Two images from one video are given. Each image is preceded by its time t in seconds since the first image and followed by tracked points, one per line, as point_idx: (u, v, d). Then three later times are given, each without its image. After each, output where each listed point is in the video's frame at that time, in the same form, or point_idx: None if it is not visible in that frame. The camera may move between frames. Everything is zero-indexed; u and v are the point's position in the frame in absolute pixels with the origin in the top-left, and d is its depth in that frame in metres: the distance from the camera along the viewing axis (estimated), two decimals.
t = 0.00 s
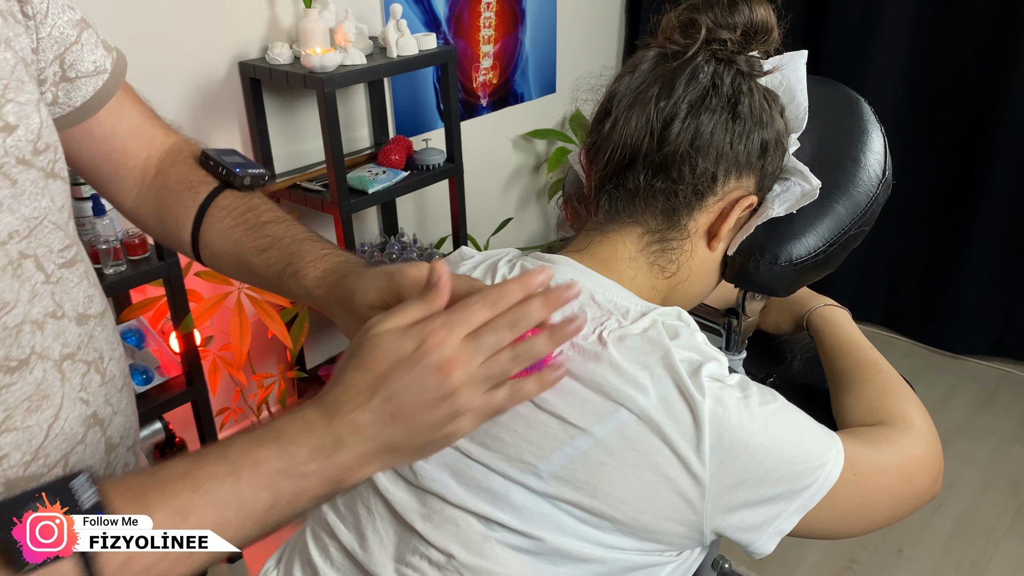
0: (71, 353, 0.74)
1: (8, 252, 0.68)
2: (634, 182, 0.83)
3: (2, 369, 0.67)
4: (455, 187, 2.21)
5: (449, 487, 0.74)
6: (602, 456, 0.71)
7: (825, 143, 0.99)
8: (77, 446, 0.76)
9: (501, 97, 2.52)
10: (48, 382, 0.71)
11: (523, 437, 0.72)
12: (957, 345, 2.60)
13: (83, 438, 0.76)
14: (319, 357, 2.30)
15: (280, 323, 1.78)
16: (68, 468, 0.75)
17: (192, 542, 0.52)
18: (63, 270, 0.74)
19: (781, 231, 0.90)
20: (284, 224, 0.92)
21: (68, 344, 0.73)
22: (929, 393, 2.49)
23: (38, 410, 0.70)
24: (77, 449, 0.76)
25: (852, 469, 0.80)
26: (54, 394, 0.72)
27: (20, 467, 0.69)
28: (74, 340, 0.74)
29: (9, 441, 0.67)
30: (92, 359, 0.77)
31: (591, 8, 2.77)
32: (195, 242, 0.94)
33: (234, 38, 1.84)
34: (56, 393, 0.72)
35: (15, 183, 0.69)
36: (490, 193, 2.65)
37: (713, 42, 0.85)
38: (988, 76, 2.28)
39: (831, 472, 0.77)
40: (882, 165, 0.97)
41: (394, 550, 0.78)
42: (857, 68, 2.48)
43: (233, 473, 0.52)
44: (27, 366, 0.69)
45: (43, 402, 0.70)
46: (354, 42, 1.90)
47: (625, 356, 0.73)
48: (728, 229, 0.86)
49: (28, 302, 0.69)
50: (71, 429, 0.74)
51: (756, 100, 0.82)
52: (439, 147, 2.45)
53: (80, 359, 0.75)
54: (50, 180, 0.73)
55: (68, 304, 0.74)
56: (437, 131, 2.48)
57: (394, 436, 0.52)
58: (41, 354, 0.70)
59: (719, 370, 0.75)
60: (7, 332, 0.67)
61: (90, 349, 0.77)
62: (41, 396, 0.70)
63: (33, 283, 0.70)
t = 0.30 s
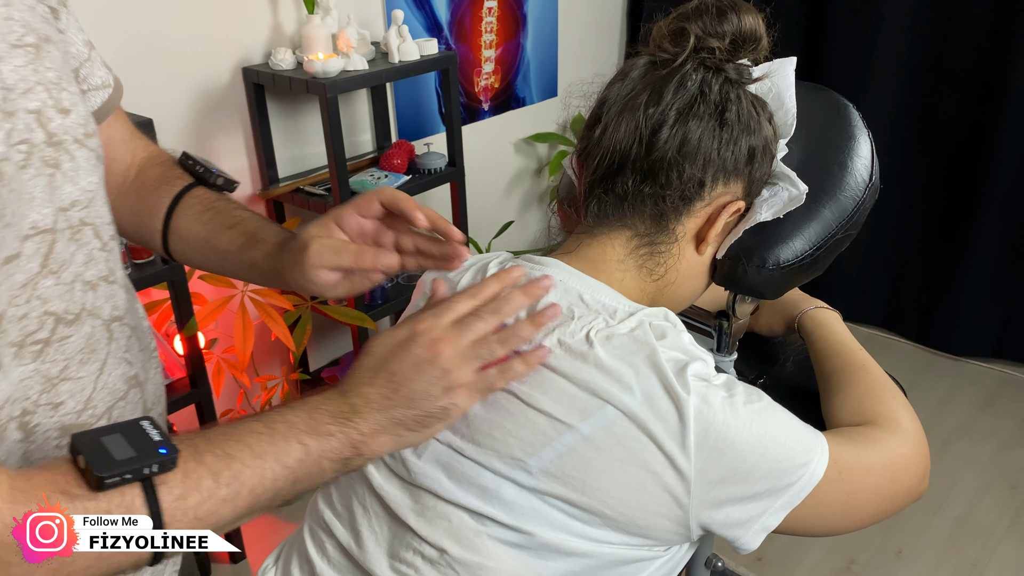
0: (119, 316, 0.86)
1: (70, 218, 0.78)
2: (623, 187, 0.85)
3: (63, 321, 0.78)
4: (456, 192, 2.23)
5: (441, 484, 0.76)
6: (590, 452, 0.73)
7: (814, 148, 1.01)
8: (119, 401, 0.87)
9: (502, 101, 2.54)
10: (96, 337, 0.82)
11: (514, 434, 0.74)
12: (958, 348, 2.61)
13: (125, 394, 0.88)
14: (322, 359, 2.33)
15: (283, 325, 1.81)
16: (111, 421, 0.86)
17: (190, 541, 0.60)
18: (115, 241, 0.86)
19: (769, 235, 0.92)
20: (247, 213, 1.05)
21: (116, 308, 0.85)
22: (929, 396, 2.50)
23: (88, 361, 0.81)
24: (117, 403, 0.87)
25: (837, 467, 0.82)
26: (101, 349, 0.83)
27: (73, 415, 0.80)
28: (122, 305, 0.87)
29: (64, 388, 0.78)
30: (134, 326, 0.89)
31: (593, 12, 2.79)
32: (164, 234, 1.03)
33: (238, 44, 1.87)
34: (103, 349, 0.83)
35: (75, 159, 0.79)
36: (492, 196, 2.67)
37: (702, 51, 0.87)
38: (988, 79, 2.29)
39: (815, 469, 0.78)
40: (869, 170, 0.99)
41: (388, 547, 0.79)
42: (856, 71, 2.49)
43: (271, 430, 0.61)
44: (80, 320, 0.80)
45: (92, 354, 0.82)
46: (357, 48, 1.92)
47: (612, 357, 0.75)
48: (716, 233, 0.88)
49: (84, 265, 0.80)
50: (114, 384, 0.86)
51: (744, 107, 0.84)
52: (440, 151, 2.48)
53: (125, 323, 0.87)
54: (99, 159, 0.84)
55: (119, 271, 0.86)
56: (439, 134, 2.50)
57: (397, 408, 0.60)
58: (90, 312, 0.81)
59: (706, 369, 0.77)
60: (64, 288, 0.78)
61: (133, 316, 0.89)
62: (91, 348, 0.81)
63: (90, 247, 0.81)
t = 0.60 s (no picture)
0: (162, 300, 0.91)
1: (130, 203, 0.85)
2: (613, 191, 0.87)
3: (110, 293, 0.82)
4: (456, 195, 2.24)
5: (435, 481, 0.77)
6: (581, 451, 0.74)
7: (802, 152, 1.02)
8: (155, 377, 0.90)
9: (503, 104, 2.56)
10: (139, 313, 0.86)
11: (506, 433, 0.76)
12: (957, 350, 2.61)
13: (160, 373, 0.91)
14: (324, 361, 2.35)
15: (284, 328, 1.82)
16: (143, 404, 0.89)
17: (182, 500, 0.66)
18: (165, 235, 0.93)
19: (757, 238, 0.94)
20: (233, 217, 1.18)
21: (159, 292, 0.91)
22: (928, 400, 2.50)
23: (129, 334, 0.85)
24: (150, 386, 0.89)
25: (824, 467, 0.83)
26: (142, 325, 0.87)
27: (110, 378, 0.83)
28: (167, 290, 0.92)
29: (103, 354, 0.81)
30: (176, 314, 0.95)
31: (594, 16, 2.81)
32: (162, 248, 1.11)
33: (240, 50, 1.89)
34: (144, 326, 0.87)
35: (140, 153, 0.87)
36: (493, 200, 2.69)
37: (690, 58, 0.88)
38: (987, 82, 2.30)
39: (803, 468, 0.80)
40: (856, 174, 1.00)
41: (381, 543, 0.81)
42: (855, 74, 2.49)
43: (249, 371, 0.66)
44: (126, 294, 0.84)
45: (133, 328, 0.85)
46: (357, 52, 1.94)
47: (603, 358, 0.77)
48: (705, 237, 0.90)
49: (138, 246, 0.86)
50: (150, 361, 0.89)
51: (732, 113, 0.85)
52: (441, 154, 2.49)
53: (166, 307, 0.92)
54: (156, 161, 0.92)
55: (164, 260, 0.93)
56: (439, 138, 2.52)
57: (370, 369, 0.65)
58: (136, 291, 0.86)
59: (694, 370, 0.79)
60: (114, 262, 0.82)
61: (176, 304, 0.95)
62: (132, 322, 0.85)
63: (145, 232, 0.87)
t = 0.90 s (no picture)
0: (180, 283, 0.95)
1: (160, 186, 0.91)
2: (597, 197, 0.89)
3: (128, 263, 0.87)
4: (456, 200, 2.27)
5: (419, 477, 0.79)
6: (561, 448, 0.76)
7: (783, 158, 1.04)
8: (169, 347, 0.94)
9: (503, 110, 2.59)
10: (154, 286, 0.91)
11: (488, 431, 0.78)
12: (955, 354, 2.62)
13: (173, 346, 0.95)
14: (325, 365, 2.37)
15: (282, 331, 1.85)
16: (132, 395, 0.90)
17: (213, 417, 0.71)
18: (192, 224, 0.98)
19: (738, 241, 0.95)
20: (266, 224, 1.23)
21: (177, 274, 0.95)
22: (925, 404, 2.51)
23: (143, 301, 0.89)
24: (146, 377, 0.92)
25: (803, 465, 0.85)
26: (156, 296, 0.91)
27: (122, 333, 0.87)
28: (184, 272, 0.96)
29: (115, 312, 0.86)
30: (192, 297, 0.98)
31: (593, 21, 2.83)
32: (223, 252, 1.21)
33: (242, 56, 1.92)
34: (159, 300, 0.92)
35: (176, 147, 0.93)
36: (493, 205, 2.71)
37: (671, 66, 0.91)
38: (983, 85, 2.32)
39: (781, 465, 0.81)
40: (836, 179, 1.02)
41: (367, 538, 0.83)
42: (851, 78, 2.50)
43: (335, 291, 0.72)
44: (143, 266, 0.89)
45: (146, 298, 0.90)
46: (356, 59, 1.97)
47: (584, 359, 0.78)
48: (686, 241, 0.92)
49: (161, 228, 0.91)
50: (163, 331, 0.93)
51: (712, 119, 0.87)
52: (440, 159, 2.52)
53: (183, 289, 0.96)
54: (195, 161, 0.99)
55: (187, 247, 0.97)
56: (439, 143, 2.54)
57: (466, 313, 0.70)
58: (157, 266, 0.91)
59: (674, 370, 0.80)
60: (137, 236, 0.88)
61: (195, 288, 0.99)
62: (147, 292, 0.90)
63: (169, 216, 0.92)
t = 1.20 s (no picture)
0: (189, 270, 0.98)
1: (178, 179, 0.95)
2: (578, 201, 0.91)
3: (138, 246, 0.90)
4: (455, 203, 2.30)
5: (401, 472, 0.82)
6: (539, 444, 0.79)
7: (764, 162, 1.06)
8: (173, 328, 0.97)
9: (503, 114, 2.62)
10: (161, 270, 0.93)
11: (469, 427, 0.80)
12: (953, 357, 2.63)
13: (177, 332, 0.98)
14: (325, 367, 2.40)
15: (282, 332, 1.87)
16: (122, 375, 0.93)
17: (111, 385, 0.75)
18: (206, 218, 1.00)
19: (718, 244, 0.98)
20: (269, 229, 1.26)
21: (187, 261, 0.97)
22: (922, 406, 2.52)
23: (148, 286, 0.92)
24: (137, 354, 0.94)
25: (779, 462, 0.87)
26: (162, 280, 0.94)
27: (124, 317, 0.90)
28: (193, 261, 0.98)
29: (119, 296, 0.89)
30: (201, 284, 1.00)
31: (592, 27, 2.86)
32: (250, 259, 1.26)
33: (246, 60, 1.95)
34: (166, 284, 0.94)
35: (196, 144, 0.98)
36: (493, 208, 2.74)
37: (652, 74, 0.93)
38: (979, 89, 2.34)
39: (755, 461, 0.83)
40: (815, 183, 1.04)
41: (352, 531, 0.86)
42: (848, 82, 2.52)
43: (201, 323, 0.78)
44: (154, 250, 0.92)
45: (152, 282, 0.92)
46: (356, 64, 2.00)
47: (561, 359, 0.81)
48: (666, 243, 0.94)
49: (175, 217, 0.95)
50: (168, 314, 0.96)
51: (691, 124, 0.89)
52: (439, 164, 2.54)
53: (194, 275, 0.99)
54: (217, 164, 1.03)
55: (200, 239, 0.99)
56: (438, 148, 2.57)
57: (339, 352, 0.74)
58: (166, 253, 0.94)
59: (649, 368, 0.83)
60: (149, 222, 0.91)
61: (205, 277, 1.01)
62: (153, 277, 0.92)
63: (184, 208, 0.96)
